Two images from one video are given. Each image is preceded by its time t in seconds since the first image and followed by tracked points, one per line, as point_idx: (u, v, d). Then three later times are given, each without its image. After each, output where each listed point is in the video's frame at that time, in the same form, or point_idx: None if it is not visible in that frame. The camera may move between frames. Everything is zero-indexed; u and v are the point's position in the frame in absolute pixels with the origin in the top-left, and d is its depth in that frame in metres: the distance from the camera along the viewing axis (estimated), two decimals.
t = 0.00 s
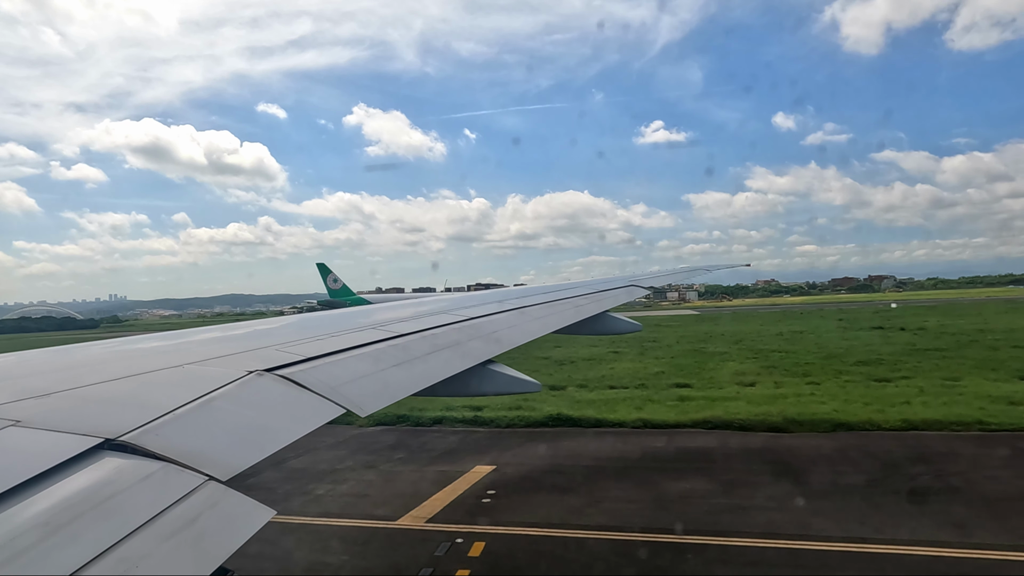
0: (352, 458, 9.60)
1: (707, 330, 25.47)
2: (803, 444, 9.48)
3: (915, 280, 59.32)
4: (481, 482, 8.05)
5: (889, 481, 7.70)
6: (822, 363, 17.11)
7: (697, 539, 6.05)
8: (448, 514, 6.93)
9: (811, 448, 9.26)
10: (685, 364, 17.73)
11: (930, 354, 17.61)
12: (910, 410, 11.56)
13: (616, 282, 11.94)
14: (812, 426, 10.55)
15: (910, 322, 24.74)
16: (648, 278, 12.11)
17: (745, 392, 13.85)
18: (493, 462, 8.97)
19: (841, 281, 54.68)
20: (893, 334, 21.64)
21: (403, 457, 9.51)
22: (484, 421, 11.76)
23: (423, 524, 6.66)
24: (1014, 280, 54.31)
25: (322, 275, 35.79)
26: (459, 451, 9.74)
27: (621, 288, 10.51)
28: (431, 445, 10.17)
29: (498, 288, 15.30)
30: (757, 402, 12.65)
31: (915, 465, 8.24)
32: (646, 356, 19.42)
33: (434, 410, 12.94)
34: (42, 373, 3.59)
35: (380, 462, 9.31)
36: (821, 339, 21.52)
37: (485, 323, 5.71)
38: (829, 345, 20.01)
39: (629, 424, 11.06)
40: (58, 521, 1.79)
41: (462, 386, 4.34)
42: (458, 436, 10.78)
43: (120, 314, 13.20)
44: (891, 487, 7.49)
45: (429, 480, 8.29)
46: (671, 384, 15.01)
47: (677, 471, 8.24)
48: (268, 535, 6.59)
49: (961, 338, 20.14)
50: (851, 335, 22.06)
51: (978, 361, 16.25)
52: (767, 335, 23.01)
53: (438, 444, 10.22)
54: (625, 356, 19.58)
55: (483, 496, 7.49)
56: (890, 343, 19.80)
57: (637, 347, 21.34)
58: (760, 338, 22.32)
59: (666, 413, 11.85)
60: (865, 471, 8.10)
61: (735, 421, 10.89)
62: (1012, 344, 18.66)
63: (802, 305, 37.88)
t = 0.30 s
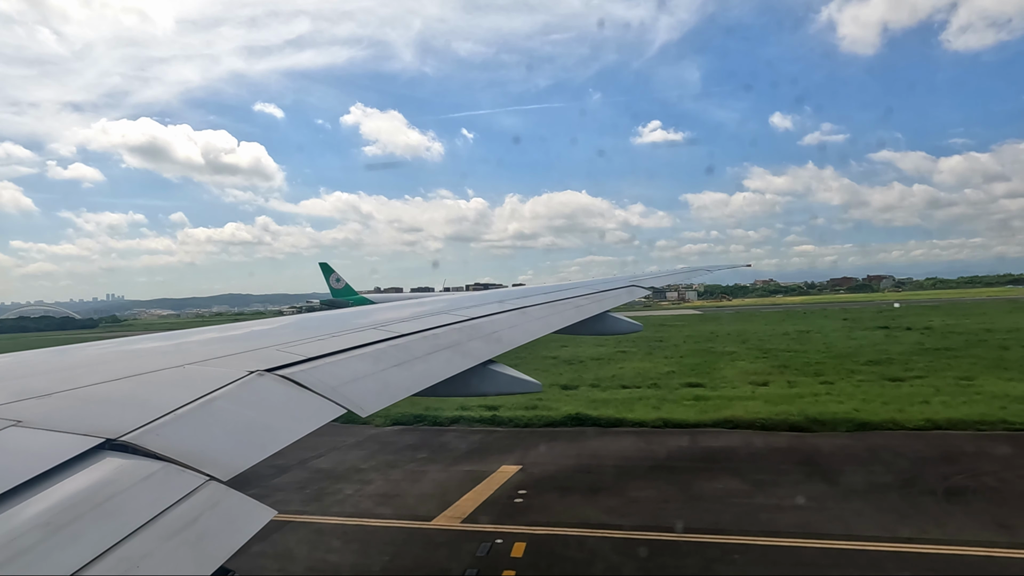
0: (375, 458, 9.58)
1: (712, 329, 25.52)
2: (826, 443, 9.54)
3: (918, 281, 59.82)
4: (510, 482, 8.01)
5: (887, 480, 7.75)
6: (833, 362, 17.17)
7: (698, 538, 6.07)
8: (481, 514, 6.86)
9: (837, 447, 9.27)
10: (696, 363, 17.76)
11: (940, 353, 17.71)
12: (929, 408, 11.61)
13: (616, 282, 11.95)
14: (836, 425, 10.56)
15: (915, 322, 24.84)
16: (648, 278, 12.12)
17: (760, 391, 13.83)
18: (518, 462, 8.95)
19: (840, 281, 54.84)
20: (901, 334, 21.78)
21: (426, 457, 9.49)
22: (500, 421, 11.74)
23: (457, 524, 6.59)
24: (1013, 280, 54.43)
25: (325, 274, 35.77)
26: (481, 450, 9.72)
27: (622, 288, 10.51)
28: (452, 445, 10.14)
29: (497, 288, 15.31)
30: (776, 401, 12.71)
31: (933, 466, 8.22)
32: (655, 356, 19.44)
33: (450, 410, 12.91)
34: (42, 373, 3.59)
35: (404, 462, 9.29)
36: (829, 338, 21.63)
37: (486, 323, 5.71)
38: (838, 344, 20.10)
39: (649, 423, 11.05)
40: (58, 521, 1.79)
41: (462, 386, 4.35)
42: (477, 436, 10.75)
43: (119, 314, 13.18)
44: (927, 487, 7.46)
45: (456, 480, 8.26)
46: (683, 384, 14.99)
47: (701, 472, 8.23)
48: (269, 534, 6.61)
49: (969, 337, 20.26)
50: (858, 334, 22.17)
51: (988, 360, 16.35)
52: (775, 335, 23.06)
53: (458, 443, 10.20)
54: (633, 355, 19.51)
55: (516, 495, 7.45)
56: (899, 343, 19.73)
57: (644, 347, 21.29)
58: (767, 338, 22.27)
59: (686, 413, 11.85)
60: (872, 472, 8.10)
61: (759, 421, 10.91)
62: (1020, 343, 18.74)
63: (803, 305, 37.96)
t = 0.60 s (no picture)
0: (397, 457, 9.56)
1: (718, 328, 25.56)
2: (851, 442, 9.56)
3: (917, 281, 60.03)
4: (541, 482, 7.99)
5: (888, 480, 7.78)
6: (843, 361, 17.22)
7: (701, 536, 6.13)
8: (516, 514, 6.85)
9: (845, 447, 9.30)
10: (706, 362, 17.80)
11: (949, 352, 17.76)
12: (947, 408, 11.62)
13: (616, 282, 11.94)
14: (859, 425, 10.56)
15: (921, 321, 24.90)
16: (649, 278, 12.11)
17: (775, 391, 13.82)
18: (544, 462, 8.92)
19: (840, 281, 54.97)
20: (908, 333, 21.84)
21: (449, 456, 9.46)
22: (519, 421, 11.72)
23: (493, 524, 6.57)
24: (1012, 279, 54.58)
25: (329, 274, 35.75)
26: (482, 450, 9.74)
27: (623, 288, 10.50)
28: (474, 445, 10.12)
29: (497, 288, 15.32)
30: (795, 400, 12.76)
31: (951, 466, 8.21)
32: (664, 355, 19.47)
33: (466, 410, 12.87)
34: (43, 373, 3.59)
35: (427, 461, 9.27)
36: (836, 337, 21.68)
37: (487, 322, 5.71)
38: (846, 343, 20.15)
39: (668, 423, 11.06)
40: (60, 521, 1.79)
41: (464, 386, 4.36)
42: (479, 436, 10.77)
43: (119, 314, 13.18)
44: (928, 486, 7.50)
45: (485, 480, 8.23)
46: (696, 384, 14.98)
47: (727, 471, 8.21)
48: (270, 533, 6.62)
49: (977, 336, 20.31)
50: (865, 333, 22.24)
51: (998, 360, 16.39)
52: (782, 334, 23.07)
53: (473, 443, 10.19)
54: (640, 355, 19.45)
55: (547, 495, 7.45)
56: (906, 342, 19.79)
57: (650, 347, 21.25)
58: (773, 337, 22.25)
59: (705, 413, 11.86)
60: (878, 472, 8.11)
61: (781, 421, 10.91)
62: None
63: (804, 304, 38.03)
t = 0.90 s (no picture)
0: (420, 457, 9.54)
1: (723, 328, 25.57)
2: (877, 442, 9.52)
3: (916, 281, 60.14)
4: (569, 482, 7.98)
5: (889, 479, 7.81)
6: (853, 360, 17.23)
7: (703, 535, 6.20)
8: (550, 514, 6.85)
9: (847, 447, 9.33)
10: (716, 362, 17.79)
11: (958, 351, 17.76)
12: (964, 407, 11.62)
13: (617, 282, 11.94)
14: (881, 425, 10.55)
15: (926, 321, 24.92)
16: (649, 278, 12.11)
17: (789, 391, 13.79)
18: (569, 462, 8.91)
19: (839, 280, 55.06)
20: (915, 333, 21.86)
21: (472, 456, 9.44)
22: (536, 421, 11.70)
23: (530, 524, 6.57)
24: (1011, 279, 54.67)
25: (330, 273, 35.73)
26: (484, 451, 9.76)
27: (624, 288, 10.50)
28: (496, 445, 10.10)
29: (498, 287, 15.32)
30: (811, 399, 12.77)
31: (958, 465, 8.24)
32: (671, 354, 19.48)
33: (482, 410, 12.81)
34: (45, 374, 3.58)
35: (451, 461, 9.27)
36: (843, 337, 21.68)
37: (489, 322, 5.71)
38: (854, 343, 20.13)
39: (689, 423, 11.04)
40: (62, 520, 1.79)
41: (465, 385, 4.36)
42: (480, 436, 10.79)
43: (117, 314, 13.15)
44: (929, 485, 7.54)
45: (513, 480, 8.21)
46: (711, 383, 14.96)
47: (750, 472, 8.19)
48: (271, 533, 6.62)
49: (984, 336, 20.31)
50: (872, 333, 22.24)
51: (1008, 359, 16.39)
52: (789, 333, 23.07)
53: (474, 444, 10.21)
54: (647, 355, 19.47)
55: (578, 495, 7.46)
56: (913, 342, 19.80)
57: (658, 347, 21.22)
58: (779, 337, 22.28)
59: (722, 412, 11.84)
60: (885, 472, 8.11)
61: (802, 421, 10.89)
62: None
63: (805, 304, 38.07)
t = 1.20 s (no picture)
0: (437, 457, 9.52)
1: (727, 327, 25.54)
2: (878, 442, 9.55)
3: (916, 280, 60.27)
4: (597, 482, 7.98)
5: (890, 479, 7.83)
6: (863, 360, 17.19)
7: (704, 534, 6.25)
8: (583, 514, 6.87)
9: (847, 447, 9.35)
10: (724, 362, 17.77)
11: (967, 351, 17.73)
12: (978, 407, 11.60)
13: (618, 282, 11.94)
14: (901, 425, 10.54)
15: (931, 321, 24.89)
16: (650, 278, 12.11)
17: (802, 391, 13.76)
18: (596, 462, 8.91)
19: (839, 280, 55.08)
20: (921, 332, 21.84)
21: (495, 456, 9.42)
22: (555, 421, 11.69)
23: (566, 523, 6.59)
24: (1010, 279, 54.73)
25: (330, 272, 35.68)
26: (485, 451, 9.78)
27: (625, 288, 10.50)
28: (517, 445, 10.08)
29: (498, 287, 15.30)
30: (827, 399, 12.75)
31: (958, 466, 8.27)
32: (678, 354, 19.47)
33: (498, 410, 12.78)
34: (46, 374, 3.57)
35: (474, 461, 9.25)
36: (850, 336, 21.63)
37: (490, 323, 5.71)
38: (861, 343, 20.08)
39: (705, 423, 11.02)
40: (63, 520, 1.78)
41: (468, 385, 4.36)
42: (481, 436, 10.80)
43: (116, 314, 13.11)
44: (930, 485, 7.56)
45: (528, 480, 8.23)
46: (722, 383, 14.94)
47: (771, 472, 8.19)
48: (272, 533, 6.63)
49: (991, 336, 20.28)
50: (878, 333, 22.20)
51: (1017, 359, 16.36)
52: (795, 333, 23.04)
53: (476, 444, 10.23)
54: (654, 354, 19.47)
55: (608, 494, 7.46)
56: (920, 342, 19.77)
57: (664, 347, 21.20)
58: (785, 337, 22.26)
59: (740, 412, 11.83)
60: (885, 472, 8.15)
61: (822, 421, 10.88)
62: None
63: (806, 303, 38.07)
